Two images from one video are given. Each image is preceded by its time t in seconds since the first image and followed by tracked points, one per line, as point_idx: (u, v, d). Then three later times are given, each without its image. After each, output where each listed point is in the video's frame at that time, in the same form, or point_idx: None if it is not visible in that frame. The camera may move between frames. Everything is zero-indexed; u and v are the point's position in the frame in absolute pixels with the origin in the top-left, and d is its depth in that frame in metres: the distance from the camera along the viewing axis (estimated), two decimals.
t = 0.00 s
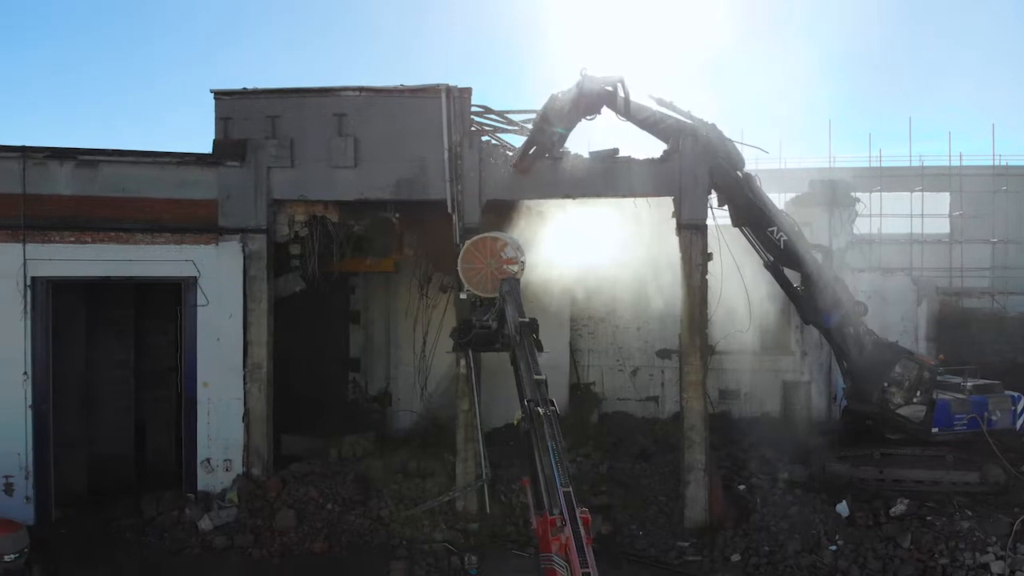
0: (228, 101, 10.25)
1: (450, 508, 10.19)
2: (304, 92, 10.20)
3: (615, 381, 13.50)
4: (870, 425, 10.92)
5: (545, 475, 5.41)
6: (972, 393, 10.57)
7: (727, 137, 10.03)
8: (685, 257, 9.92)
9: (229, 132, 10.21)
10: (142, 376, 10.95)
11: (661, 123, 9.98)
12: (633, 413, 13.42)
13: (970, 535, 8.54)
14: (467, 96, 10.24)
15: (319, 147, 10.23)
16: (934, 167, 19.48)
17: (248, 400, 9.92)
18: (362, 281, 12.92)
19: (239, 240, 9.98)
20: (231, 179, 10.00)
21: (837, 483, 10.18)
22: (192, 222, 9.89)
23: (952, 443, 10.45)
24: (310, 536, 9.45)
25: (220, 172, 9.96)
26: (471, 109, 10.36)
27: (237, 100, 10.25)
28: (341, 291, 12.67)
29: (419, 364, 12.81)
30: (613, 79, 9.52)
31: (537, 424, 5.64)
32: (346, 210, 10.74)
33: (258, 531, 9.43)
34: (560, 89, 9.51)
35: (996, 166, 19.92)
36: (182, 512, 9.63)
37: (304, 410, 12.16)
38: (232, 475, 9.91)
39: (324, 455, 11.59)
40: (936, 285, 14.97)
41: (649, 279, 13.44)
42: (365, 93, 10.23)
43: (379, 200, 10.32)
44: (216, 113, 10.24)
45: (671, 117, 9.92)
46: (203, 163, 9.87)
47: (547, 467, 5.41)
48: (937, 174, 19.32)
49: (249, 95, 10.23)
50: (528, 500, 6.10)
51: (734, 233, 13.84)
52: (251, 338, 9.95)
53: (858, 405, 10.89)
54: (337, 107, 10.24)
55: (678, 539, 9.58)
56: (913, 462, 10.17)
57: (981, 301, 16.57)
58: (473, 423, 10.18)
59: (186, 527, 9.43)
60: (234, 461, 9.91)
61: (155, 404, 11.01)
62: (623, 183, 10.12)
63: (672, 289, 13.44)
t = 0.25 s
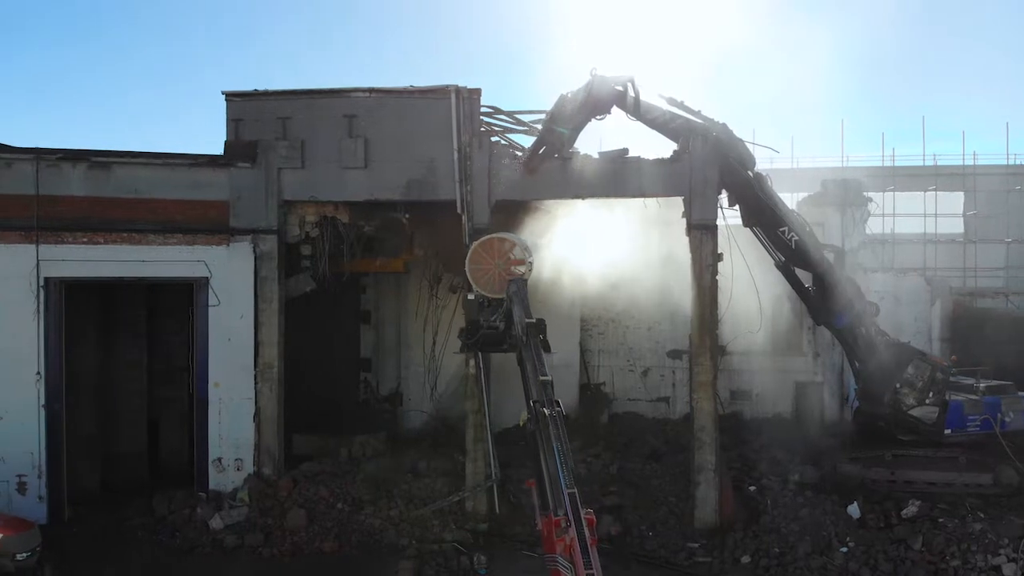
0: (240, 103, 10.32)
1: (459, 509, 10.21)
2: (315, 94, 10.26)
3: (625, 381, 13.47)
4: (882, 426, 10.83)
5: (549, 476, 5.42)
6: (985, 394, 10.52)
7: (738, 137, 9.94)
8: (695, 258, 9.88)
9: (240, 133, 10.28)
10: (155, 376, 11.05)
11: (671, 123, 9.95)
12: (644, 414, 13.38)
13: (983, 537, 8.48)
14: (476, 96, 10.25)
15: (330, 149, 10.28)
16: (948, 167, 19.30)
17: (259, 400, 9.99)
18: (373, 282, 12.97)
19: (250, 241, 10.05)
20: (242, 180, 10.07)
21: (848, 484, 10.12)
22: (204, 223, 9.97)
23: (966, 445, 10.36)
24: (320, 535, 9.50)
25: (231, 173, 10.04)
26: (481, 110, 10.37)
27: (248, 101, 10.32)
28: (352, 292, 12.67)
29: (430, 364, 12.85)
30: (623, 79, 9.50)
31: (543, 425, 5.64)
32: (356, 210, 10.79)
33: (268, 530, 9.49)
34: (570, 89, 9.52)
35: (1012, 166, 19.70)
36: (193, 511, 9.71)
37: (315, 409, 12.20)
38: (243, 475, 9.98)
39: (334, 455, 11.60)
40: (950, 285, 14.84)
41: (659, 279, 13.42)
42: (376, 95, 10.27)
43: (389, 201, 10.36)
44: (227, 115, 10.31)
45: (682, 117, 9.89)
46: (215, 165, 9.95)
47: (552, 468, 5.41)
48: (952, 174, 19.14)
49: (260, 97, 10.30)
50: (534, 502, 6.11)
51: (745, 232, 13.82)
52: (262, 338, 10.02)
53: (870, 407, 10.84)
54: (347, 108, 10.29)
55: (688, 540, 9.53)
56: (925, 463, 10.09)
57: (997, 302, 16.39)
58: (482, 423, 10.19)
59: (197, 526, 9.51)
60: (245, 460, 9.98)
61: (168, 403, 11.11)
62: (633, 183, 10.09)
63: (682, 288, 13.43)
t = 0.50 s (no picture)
0: (250, 104, 10.37)
1: (468, 509, 10.22)
2: (324, 95, 10.30)
3: (634, 382, 13.42)
4: (893, 428, 10.70)
5: (554, 478, 5.41)
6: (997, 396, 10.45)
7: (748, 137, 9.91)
8: (705, 258, 9.83)
9: (250, 134, 10.33)
10: (166, 376, 11.12)
11: (680, 123, 9.92)
12: (653, 415, 13.34)
13: (994, 540, 8.45)
14: (485, 97, 10.28)
15: (339, 149, 10.31)
16: (960, 167, 19.16)
17: (268, 400, 10.03)
18: (383, 282, 13.00)
19: (259, 242, 10.10)
20: (252, 181, 10.11)
21: (859, 485, 9.97)
22: (214, 223, 10.02)
23: (978, 446, 10.27)
24: (329, 535, 9.53)
25: (241, 174, 10.09)
26: (489, 110, 10.39)
27: (258, 103, 10.37)
28: (361, 292, 12.76)
29: (438, 364, 12.84)
30: (631, 78, 9.48)
31: (549, 426, 5.64)
32: (365, 211, 10.81)
33: (277, 529, 9.52)
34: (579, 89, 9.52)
35: None
36: (202, 510, 9.76)
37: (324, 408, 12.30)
38: (252, 474, 10.02)
39: (342, 455, 11.58)
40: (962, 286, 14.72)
41: (668, 279, 13.38)
42: (384, 96, 10.30)
43: (398, 202, 10.38)
44: (237, 116, 10.37)
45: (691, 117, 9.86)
46: (224, 166, 10.00)
47: (557, 470, 5.41)
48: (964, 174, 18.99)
49: (270, 98, 10.35)
50: (539, 503, 6.11)
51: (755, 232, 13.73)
52: (271, 339, 10.07)
53: (880, 408, 10.68)
54: (356, 109, 10.32)
55: (697, 541, 9.48)
56: (937, 464, 10.03)
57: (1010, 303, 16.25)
58: (491, 424, 10.19)
59: (206, 525, 9.55)
60: (254, 460, 10.02)
61: (178, 403, 11.18)
62: (642, 183, 10.05)
63: (692, 288, 13.38)
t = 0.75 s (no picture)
0: (259, 104, 10.41)
1: (476, 509, 10.22)
2: (333, 95, 10.33)
3: (644, 383, 13.38)
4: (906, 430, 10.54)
5: (559, 480, 5.38)
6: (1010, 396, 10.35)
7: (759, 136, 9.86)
8: (715, 258, 9.76)
9: (260, 135, 10.37)
10: (177, 375, 11.21)
11: (690, 122, 9.88)
12: (663, 415, 13.29)
13: (1007, 543, 8.46)
14: (493, 97, 10.31)
15: (348, 150, 10.34)
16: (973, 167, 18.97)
17: (278, 400, 10.08)
18: (392, 282, 13.00)
19: (269, 242, 10.15)
20: (262, 181, 10.16)
21: (871, 487, 9.89)
22: (224, 223, 10.07)
23: (991, 448, 10.18)
24: (339, 535, 9.57)
25: (251, 174, 10.13)
26: (498, 110, 10.40)
27: (268, 103, 10.41)
28: (370, 292, 12.85)
29: (448, 365, 12.74)
30: (640, 78, 9.46)
31: (554, 427, 5.63)
32: (374, 210, 10.84)
33: (287, 529, 9.57)
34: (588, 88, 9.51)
35: None
36: (213, 509, 9.81)
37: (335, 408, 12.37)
38: (262, 474, 10.05)
39: (353, 455, 11.64)
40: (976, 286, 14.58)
41: (676, 279, 13.32)
42: (393, 96, 10.31)
43: (407, 201, 10.40)
44: (247, 117, 10.41)
45: (700, 116, 9.81)
46: (235, 166, 10.06)
47: (562, 472, 5.38)
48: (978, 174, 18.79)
49: (280, 98, 10.39)
50: (543, 504, 6.11)
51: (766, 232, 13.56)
52: (281, 339, 10.12)
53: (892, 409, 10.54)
54: (365, 109, 10.35)
55: (706, 543, 9.43)
56: (950, 466, 9.90)
57: None
58: (500, 424, 10.18)
59: (217, 524, 9.61)
60: (264, 460, 10.05)
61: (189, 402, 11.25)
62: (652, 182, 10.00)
63: (702, 289, 13.29)
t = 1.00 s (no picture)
0: (267, 104, 10.44)
1: (483, 509, 10.23)
2: (340, 95, 10.35)
3: (653, 384, 13.33)
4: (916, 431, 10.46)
5: (559, 481, 5.38)
6: None
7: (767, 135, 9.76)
8: (723, 258, 9.73)
9: (267, 135, 10.40)
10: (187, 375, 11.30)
11: (698, 121, 9.81)
12: (671, 415, 13.25)
13: (1017, 544, 8.37)
14: (501, 97, 10.31)
15: (356, 150, 10.36)
16: (985, 166, 18.78)
17: (286, 399, 10.13)
18: (401, 284, 13.31)
19: (277, 242, 10.20)
20: (270, 182, 10.20)
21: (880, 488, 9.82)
22: (232, 223, 10.13)
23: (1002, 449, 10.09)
24: (346, 534, 9.61)
25: (259, 175, 10.18)
26: (505, 110, 10.40)
27: (275, 103, 10.43)
28: (380, 293, 13.12)
29: (454, 364, 12.73)
30: (647, 76, 9.43)
31: (556, 427, 5.62)
32: (381, 210, 10.86)
33: (295, 527, 9.61)
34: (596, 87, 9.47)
35: None
36: (221, 508, 9.87)
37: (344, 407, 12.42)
38: (270, 473, 10.11)
39: (360, 454, 11.46)
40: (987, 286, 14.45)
41: (685, 278, 13.25)
42: (400, 96, 10.32)
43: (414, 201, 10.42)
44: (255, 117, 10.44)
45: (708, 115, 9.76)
46: (243, 166, 10.10)
47: (562, 472, 5.38)
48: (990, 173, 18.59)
49: (287, 98, 10.41)
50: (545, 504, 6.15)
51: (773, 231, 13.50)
52: (288, 338, 10.16)
53: (902, 409, 10.43)
54: (373, 109, 10.36)
55: (713, 544, 9.39)
56: (960, 467, 9.79)
57: None
58: (506, 424, 10.17)
59: (225, 523, 9.67)
60: (272, 459, 10.11)
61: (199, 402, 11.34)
62: (659, 181, 9.96)
63: (710, 289, 13.25)
